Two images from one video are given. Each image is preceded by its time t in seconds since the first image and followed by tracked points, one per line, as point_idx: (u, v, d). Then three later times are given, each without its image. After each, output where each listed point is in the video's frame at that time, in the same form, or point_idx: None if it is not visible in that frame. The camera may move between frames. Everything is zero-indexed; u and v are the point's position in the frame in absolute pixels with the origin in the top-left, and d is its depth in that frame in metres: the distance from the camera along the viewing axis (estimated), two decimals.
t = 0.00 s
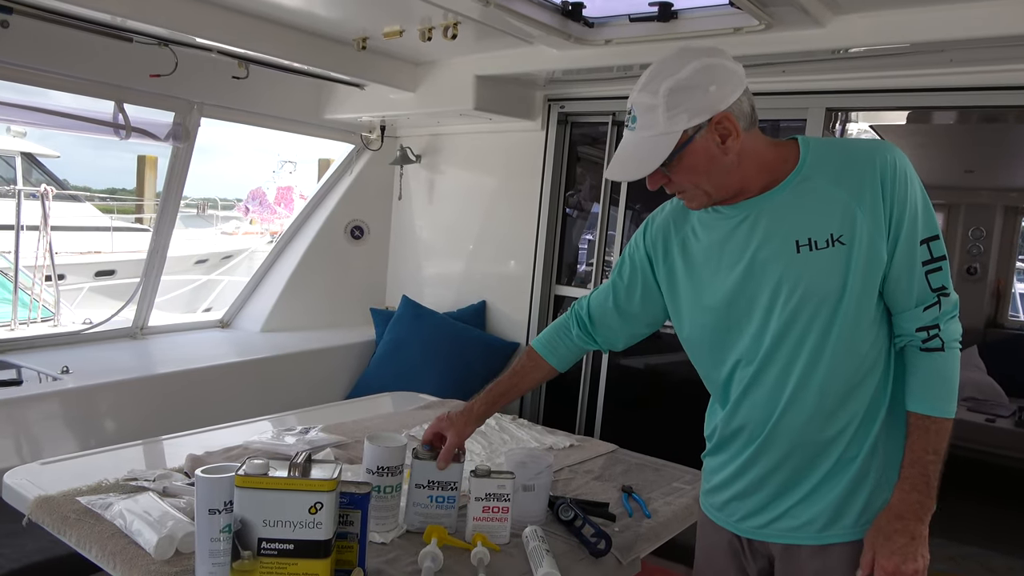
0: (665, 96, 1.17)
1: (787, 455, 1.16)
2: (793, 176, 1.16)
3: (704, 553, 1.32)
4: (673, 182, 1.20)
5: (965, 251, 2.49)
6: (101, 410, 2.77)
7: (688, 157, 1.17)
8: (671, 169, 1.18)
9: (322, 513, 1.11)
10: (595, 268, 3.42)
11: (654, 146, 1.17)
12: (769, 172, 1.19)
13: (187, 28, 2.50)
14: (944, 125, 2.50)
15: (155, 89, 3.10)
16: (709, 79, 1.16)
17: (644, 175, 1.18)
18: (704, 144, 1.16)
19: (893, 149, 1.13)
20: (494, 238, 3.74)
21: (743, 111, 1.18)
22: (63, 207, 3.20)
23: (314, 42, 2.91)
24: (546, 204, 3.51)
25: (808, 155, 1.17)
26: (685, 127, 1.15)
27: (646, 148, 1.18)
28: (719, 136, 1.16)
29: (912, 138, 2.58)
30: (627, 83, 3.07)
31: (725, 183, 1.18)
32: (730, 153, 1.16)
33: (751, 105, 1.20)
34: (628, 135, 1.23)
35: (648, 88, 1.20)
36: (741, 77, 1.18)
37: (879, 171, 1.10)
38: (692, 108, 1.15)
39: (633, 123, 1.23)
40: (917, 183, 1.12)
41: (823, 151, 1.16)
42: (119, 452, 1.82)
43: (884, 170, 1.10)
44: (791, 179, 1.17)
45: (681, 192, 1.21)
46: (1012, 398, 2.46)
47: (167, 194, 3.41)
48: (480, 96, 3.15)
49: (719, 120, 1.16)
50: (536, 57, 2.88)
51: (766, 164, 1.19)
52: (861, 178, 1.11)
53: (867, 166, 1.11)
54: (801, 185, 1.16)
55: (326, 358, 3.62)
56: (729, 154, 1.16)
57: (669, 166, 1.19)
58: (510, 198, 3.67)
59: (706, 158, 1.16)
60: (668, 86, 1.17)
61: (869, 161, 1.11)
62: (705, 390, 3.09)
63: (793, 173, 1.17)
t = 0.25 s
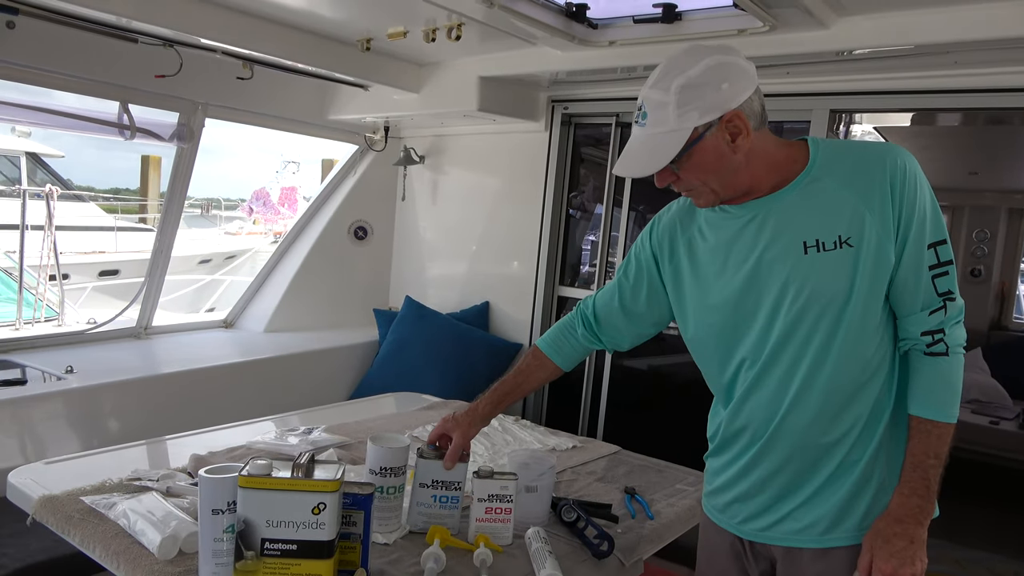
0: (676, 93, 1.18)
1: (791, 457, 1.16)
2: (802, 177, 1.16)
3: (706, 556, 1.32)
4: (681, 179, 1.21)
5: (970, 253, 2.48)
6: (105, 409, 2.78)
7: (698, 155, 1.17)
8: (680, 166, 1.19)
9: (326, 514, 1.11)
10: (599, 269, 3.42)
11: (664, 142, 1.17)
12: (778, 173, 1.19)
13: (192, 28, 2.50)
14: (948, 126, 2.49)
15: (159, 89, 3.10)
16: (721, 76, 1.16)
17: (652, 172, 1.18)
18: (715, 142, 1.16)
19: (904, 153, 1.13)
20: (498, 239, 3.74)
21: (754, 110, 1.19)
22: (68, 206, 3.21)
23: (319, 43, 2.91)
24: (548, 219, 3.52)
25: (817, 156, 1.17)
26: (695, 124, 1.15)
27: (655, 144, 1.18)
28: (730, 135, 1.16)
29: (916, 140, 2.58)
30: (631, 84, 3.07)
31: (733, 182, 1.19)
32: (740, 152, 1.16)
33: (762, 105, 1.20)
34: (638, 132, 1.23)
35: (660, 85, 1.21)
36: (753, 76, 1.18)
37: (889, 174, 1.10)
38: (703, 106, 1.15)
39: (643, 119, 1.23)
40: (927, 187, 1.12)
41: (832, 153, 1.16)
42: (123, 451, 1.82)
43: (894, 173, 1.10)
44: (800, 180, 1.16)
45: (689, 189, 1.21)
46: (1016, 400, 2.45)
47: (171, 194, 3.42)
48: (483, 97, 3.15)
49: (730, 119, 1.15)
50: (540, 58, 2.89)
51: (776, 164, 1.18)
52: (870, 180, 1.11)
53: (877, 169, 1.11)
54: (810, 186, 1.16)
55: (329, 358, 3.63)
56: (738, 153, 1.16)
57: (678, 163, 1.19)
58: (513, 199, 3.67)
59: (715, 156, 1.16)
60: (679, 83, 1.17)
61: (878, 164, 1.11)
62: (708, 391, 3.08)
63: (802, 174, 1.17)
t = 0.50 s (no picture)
0: (679, 93, 1.18)
1: (794, 458, 1.16)
2: (805, 177, 1.16)
3: (708, 556, 1.32)
4: (684, 179, 1.21)
5: (973, 253, 2.48)
6: (107, 409, 2.78)
7: (701, 155, 1.17)
8: (683, 166, 1.18)
9: (328, 513, 1.11)
10: (601, 270, 3.43)
11: (667, 142, 1.17)
12: (780, 173, 1.19)
13: (194, 29, 2.51)
14: (951, 126, 2.49)
15: (163, 90, 3.11)
16: (724, 76, 1.16)
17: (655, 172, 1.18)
18: (718, 142, 1.16)
19: (906, 152, 1.13)
20: (500, 239, 3.74)
21: (757, 110, 1.19)
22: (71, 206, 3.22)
23: (321, 43, 2.91)
24: (552, 206, 3.51)
25: (820, 156, 1.17)
26: (699, 124, 1.15)
27: (659, 144, 1.18)
28: (733, 135, 1.16)
29: (918, 139, 2.57)
30: (633, 85, 3.07)
31: (736, 182, 1.18)
32: (743, 152, 1.16)
33: (765, 105, 1.20)
34: (641, 131, 1.23)
35: (663, 85, 1.21)
36: (756, 76, 1.18)
37: (891, 173, 1.10)
38: (706, 106, 1.15)
39: (646, 119, 1.23)
40: (929, 187, 1.12)
41: (835, 153, 1.16)
42: (127, 451, 1.83)
43: (897, 172, 1.10)
44: (803, 180, 1.16)
45: (692, 189, 1.21)
46: (1020, 401, 2.44)
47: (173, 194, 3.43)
48: (486, 98, 3.15)
49: (733, 119, 1.15)
50: (542, 58, 2.89)
51: (778, 165, 1.19)
52: (873, 181, 1.10)
53: (880, 168, 1.10)
54: (813, 186, 1.15)
55: (331, 359, 3.63)
56: (741, 153, 1.16)
57: (681, 163, 1.19)
58: (515, 199, 3.67)
59: (718, 156, 1.16)
60: (683, 83, 1.17)
61: (881, 164, 1.11)
62: (710, 391, 3.08)
63: (804, 174, 1.17)
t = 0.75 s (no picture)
0: (677, 97, 1.18)
1: (795, 460, 1.16)
2: (803, 180, 1.16)
3: (710, 557, 1.32)
4: (683, 183, 1.20)
5: (975, 254, 2.47)
6: (110, 411, 2.79)
7: (699, 158, 1.17)
8: (682, 170, 1.18)
9: (330, 514, 1.11)
10: (603, 271, 3.43)
11: (666, 145, 1.17)
12: (779, 175, 1.18)
13: (197, 31, 2.51)
14: (953, 127, 2.49)
15: (165, 91, 3.12)
16: (722, 80, 1.16)
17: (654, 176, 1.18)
18: (716, 145, 1.16)
19: (904, 153, 1.13)
20: (502, 240, 3.74)
21: (755, 113, 1.19)
22: (73, 208, 3.22)
23: (323, 45, 2.92)
24: (551, 224, 3.53)
25: (818, 158, 1.17)
26: (697, 127, 1.15)
27: (658, 148, 1.18)
28: (731, 138, 1.16)
29: (920, 141, 2.57)
30: (635, 86, 3.07)
31: (735, 185, 1.18)
32: (741, 155, 1.16)
33: (763, 108, 1.20)
34: (639, 135, 1.23)
35: (660, 90, 1.21)
36: (754, 79, 1.18)
37: (890, 174, 1.10)
38: (704, 109, 1.15)
39: (644, 124, 1.23)
40: (928, 186, 1.12)
41: (834, 154, 1.16)
42: (129, 453, 1.83)
43: (895, 173, 1.10)
44: (802, 182, 1.16)
45: (691, 193, 1.21)
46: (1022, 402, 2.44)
47: (176, 195, 3.44)
48: (487, 99, 3.15)
49: (731, 122, 1.16)
50: (543, 60, 2.89)
51: (777, 167, 1.18)
52: (872, 181, 1.11)
53: (878, 169, 1.10)
54: (812, 188, 1.15)
55: (333, 360, 3.63)
56: (740, 156, 1.16)
57: (680, 166, 1.19)
58: (517, 201, 3.67)
59: (717, 158, 1.16)
60: (680, 87, 1.18)
61: (879, 164, 1.11)
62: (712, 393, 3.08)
63: (802, 176, 1.17)
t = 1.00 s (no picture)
0: (671, 98, 1.18)
1: (793, 459, 1.15)
2: (800, 179, 1.16)
3: (711, 557, 1.31)
4: (680, 183, 1.20)
5: (976, 254, 2.47)
6: (111, 411, 2.79)
7: (695, 159, 1.17)
8: (678, 171, 1.18)
9: (331, 515, 1.11)
10: (604, 271, 3.43)
11: (661, 146, 1.17)
12: (775, 175, 1.18)
13: (197, 31, 2.51)
14: (955, 127, 2.49)
15: (165, 91, 3.12)
16: (716, 81, 1.16)
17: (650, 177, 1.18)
18: (711, 145, 1.16)
19: (901, 151, 1.12)
20: (503, 240, 3.74)
21: (749, 112, 1.18)
22: (74, 208, 3.22)
23: (323, 45, 2.92)
24: (552, 231, 3.53)
25: (815, 157, 1.16)
26: (692, 128, 1.15)
27: (653, 150, 1.18)
28: (726, 137, 1.16)
29: (921, 141, 2.57)
30: (636, 86, 3.07)
31: (732, 185, 1.18)
32: (737, 154, 1.16)
33: (758, 107, 1.20)
34: (635, 137, 1.23)
35: (655, 91, 1.21)
36: (748, 79, 1.18)
37: (887, 173, 1.09)
38: (698, 110, 1.15)
39: (639, 125, 1.23)
40: (925, 185, 1.11)
41: (831, 153, 1.16)
42: (129, 453, 1.83)
43: (892, 171, 1.09)
44: (798, 182, 1.16)
45: (688, 193, 1.21)
46: None
47: (177, 195, 3.44)
48: (488, 99, 3.15)
49: (726, 122, 1.15)
50: (544, 60, 2.89)
51: (773, 167, 1.18)
52: (868, 180, 1.10)
53: (875, 168, 1.10)
54: (809, 187, 1.15)
55: (334, 360, 3.63)
56: (735, 156, 1.16)
57: (676, 167, 1.18)
58: (518, 201, 3.67)
59: (712, 159, 1.16)
60: (674, 88, 1.18)
61: (876, 163, 1.11)
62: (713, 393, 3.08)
63: (798, 176, 1.16)
